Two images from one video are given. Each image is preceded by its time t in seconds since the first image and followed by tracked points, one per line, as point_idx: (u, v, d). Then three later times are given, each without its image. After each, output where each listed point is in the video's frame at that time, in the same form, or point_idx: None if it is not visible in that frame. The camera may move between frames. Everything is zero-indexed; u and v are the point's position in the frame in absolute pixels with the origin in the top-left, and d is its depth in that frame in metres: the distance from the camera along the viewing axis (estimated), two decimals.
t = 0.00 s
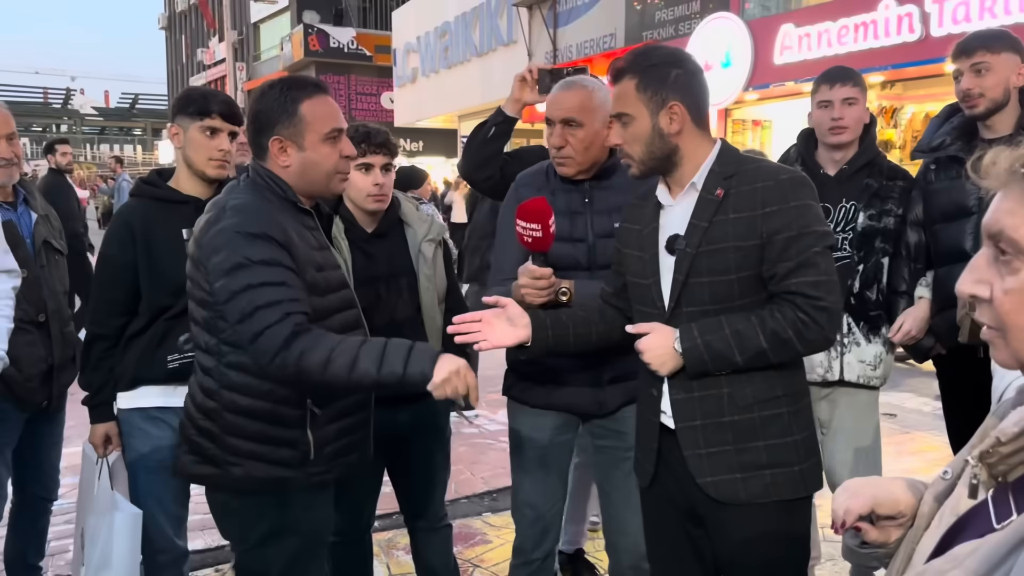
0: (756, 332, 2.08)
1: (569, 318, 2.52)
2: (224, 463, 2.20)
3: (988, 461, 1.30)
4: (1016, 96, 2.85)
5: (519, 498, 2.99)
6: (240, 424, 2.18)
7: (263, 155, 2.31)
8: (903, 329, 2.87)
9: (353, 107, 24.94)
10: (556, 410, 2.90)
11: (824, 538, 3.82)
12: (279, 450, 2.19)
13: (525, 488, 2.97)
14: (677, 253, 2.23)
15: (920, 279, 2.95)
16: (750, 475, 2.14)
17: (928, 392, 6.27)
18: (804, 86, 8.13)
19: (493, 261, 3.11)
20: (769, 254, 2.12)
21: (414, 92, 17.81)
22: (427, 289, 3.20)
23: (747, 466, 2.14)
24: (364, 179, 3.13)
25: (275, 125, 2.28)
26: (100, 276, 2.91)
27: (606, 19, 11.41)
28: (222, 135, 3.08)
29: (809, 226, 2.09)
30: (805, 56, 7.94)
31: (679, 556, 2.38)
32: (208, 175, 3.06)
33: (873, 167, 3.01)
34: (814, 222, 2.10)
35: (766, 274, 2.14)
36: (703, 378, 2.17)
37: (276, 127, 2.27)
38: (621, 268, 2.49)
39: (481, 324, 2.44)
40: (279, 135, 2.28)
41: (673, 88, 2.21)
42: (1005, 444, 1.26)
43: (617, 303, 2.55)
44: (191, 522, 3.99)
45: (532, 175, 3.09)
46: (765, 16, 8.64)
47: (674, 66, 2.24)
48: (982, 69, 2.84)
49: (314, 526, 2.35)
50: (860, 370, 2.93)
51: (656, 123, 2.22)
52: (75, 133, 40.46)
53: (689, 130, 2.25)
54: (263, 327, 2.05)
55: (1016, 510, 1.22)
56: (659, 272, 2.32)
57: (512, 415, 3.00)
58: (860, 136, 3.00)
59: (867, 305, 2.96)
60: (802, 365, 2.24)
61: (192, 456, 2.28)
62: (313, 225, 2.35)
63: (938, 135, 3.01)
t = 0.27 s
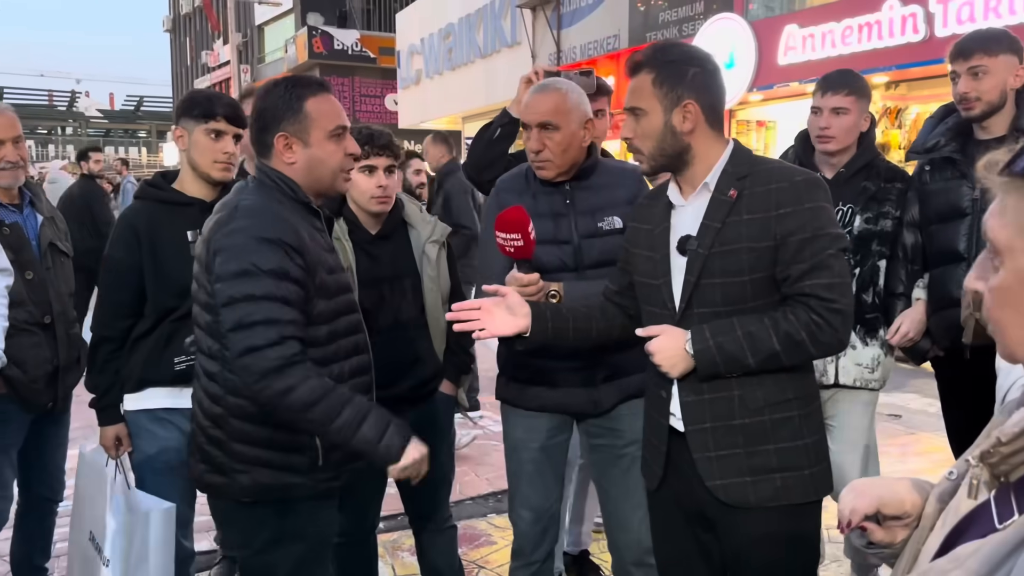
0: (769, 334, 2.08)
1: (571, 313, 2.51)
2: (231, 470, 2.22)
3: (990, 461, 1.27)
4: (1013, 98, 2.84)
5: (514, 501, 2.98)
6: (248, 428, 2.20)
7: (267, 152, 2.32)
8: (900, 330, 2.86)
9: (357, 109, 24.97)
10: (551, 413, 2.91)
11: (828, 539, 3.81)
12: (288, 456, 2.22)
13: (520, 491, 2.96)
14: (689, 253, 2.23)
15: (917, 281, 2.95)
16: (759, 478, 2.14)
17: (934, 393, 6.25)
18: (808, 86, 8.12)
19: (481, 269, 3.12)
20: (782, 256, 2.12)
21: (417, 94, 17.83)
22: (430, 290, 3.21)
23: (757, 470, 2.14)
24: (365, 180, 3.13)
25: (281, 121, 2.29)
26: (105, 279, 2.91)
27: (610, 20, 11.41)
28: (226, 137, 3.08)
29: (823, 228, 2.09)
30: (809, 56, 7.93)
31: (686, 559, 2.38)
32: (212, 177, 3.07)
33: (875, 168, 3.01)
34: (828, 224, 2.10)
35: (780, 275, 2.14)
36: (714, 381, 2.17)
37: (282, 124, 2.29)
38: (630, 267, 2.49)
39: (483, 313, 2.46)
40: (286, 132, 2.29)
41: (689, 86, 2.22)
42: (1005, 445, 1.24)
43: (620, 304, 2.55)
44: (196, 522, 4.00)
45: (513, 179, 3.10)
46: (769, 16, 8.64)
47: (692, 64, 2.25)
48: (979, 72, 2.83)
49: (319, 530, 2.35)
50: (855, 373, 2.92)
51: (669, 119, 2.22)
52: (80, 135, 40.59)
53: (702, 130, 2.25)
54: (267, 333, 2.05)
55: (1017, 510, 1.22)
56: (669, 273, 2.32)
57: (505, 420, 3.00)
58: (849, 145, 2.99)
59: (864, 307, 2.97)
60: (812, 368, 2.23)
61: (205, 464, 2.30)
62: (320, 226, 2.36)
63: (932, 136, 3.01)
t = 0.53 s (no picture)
0: (773, 336, 2.07)
1: (570, 314, 2.51)
2: (233, 475, 2.21)
3: (994, 462, 1.27)
4: (1011, 100, 2.84)
5: (522, 502, 2.98)
6: (252, 431, 2.20)
7: (271, 152, 2.33)
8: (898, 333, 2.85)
9: (359, 111, 25.01)
10: (564, 413, 2.90)
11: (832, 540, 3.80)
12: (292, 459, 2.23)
13: (529, 492, 2.96)
14: (693, 255, 2.22)
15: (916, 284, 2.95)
16: (764, 481, 2.13)
17: (937, 394, 6.23)
18: (811, 87, 8.12)
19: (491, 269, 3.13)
20: (788, 258, 2.11)
21: (420, 96, 17.86)
22: (431, 291, 3.22)
23: (761, 472, 2.13)
24: (364, 182, 3.13)
25: (287, 121, 2.31)
26: (107, 280, 2.90)
27: (611, 21, 11.42)
28: (228, 140, 3.09)
29: (828, 230, 2.08)
30: (811, 57, 7.93)
31: (689, 561, 2.37)
32: (214, 180, 3.07)
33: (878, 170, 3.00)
34: (833, 225, 2.09)
35: (785, 277, 2.13)
36: (718, 383, 2.16)
37: (288, 125, 2.30)
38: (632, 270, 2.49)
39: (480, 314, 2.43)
40: (292, 133, 2.31)
41: (691, 87, 2.21)
42: (1010, 447, 1.23)
43: (622, 305, 2.55)
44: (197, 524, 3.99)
45: (527, 180, 3.10)
46: (771, 18, 8.64)
47: (694, 65, 2.24)
48: (977, 74, 2.82)
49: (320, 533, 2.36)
50: (867, 378, 2.90)
51: (671, 122, 2.21)
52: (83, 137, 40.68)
53: (705, 130, 2.23)
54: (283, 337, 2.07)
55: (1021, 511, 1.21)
56: (674, 274, 2.32)
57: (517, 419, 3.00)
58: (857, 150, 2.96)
59: (874, 311, 2.96)
60: (816, 370, 2.23)
61: (199, 468, 2.27)
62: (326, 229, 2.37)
63: (930, 138, 3.00)
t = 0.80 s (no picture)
0: (773, 336, 2.07)
1: (567, 314, 2.51)
2: (234, 475, 2.21)
3: (1004, 464, 1.27)
4: (1018, 98, 2.83)
5: (534, 500, 2.99)
6: (254, 433, 2.21)
7: (251, 154, 2.31)
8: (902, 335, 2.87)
9: (361, 113, 25.03)
10: (577, 412, 2.90)
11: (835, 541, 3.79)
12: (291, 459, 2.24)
13: (541, 490, 2.97)
14: (693, 257, 2.22)
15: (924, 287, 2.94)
16: (767, 482, 2.13)
17: (941, 396, 6.22)
18: (812, 89, 8.12)
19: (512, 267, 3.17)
20: (787, 258, 2.11)
21: (421, 98, 17.88)
22: (434, 293, 3.19)
23: (765, 473, 2.13)
24: (367, 184, 3.12)
25: (267, 125, 2.30)
26: (110, 283, 2.90)
27: (613, 23, 11.43)
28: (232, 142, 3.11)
29: (827, 229, 2.08)
30: (813, 58, 7.92)
31: (693, 563, 2.36)
32: (218, 181, 3.09)
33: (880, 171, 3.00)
34: (832, 224, 2.09)
35: (784, 278, 2.13)
36: (720, 385, 2.16)
37: (267, 128, 2.29)
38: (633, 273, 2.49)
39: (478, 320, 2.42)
40: (272, 136, 2.30)
41: (687, 90, 2.20)
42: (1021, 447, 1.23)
43: (624, 306, 2.54)
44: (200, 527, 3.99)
45: (553, 180, 3.10)
46: (772, 19, 8.64)
47: (690, 68, 2.23)
48: (982, 74, 2.81)
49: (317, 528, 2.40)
50: (883, 382, 2.94)
51: (668, 125, 2.21)
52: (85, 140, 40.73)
53: (703, 132, 2.23)
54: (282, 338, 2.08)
55: None
56: (675, 276, 2.32)
57: (533, 417, 3.02)
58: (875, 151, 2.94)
59: (889, 314, 2.98)
60: (818, 370, 2.22)
61: (196, 471, 2.25)
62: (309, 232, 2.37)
63: (935, 138, 3.04)
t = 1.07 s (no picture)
0: (771, 336, 2.07)
1: (564, 315, 2.51)
2: (208, 474, 2.20)
3: (1000, 466, 1.29)
4: None
5: (535, 501, 2.99)
6: (228, 431, 2.21)
7: (207, 160, 2.32)
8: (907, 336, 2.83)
9: (362, 115, 25.04)
10: (576, 413, 2.90)
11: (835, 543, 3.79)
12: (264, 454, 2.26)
13: (541, 492, 2.97)
14: (689, 259, 2.23)
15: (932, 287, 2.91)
16: (768, 482, 2.13)
17: (941, 398, 6.22)
18: (813, 90, 8.11)
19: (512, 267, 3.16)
20: (781, 258, 2.11)
21: (422, 100, 17.89)
22: (435, 295, 3.19)
23: (766, 473, 2.12)
24: (368, 185, 3.13)
25: (222, 129, 2.31)
26: (109, 285, 2.91)
27: (613, 25, 11.44)
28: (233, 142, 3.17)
29: (822, 229, 2.08)
30: (813, 60, 7.92)
31: (694, 565, 2.36)
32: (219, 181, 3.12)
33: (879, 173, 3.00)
34: (825, 224, 2.09)
35: (780, 278, 2.13)
36: (719, 386, 2.16)
37: (222, 133, 2.30)
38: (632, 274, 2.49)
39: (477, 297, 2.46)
40: (226, 140, 2.30)
41: (677, 97, 2.20)
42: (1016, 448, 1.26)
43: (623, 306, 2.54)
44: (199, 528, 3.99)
45: (557, 181, 3.10)
46: (773, 21, 8.65)
47: (680, 75, 2.23)
48: (990, 75, 2.77)
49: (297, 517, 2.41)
50: (889, 382, 2.95)
51: (659, 131, 2.22)
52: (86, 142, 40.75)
53: (694, 138, 2.24)
54: (253, 337, 2.10)
55: None
56: (671, 279, 2.32)
57: (533, 418, 3.02)
58: (875, 144, 2.96)
59: (895, 313, 2.96)
60: (817, 369, 2.22)
61: (165, 471, 2.25)
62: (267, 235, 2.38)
63: (945, 138, 3.00)
